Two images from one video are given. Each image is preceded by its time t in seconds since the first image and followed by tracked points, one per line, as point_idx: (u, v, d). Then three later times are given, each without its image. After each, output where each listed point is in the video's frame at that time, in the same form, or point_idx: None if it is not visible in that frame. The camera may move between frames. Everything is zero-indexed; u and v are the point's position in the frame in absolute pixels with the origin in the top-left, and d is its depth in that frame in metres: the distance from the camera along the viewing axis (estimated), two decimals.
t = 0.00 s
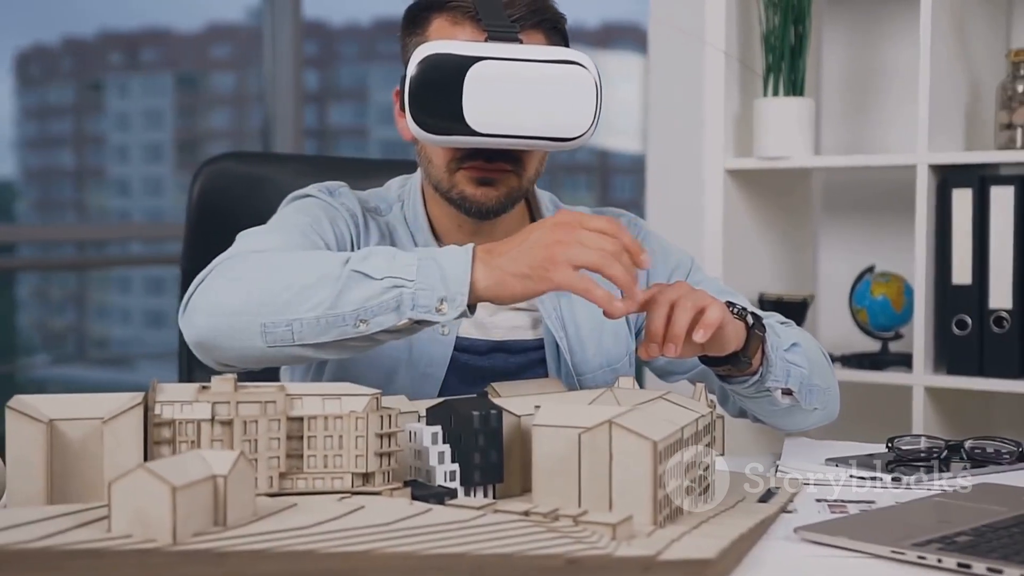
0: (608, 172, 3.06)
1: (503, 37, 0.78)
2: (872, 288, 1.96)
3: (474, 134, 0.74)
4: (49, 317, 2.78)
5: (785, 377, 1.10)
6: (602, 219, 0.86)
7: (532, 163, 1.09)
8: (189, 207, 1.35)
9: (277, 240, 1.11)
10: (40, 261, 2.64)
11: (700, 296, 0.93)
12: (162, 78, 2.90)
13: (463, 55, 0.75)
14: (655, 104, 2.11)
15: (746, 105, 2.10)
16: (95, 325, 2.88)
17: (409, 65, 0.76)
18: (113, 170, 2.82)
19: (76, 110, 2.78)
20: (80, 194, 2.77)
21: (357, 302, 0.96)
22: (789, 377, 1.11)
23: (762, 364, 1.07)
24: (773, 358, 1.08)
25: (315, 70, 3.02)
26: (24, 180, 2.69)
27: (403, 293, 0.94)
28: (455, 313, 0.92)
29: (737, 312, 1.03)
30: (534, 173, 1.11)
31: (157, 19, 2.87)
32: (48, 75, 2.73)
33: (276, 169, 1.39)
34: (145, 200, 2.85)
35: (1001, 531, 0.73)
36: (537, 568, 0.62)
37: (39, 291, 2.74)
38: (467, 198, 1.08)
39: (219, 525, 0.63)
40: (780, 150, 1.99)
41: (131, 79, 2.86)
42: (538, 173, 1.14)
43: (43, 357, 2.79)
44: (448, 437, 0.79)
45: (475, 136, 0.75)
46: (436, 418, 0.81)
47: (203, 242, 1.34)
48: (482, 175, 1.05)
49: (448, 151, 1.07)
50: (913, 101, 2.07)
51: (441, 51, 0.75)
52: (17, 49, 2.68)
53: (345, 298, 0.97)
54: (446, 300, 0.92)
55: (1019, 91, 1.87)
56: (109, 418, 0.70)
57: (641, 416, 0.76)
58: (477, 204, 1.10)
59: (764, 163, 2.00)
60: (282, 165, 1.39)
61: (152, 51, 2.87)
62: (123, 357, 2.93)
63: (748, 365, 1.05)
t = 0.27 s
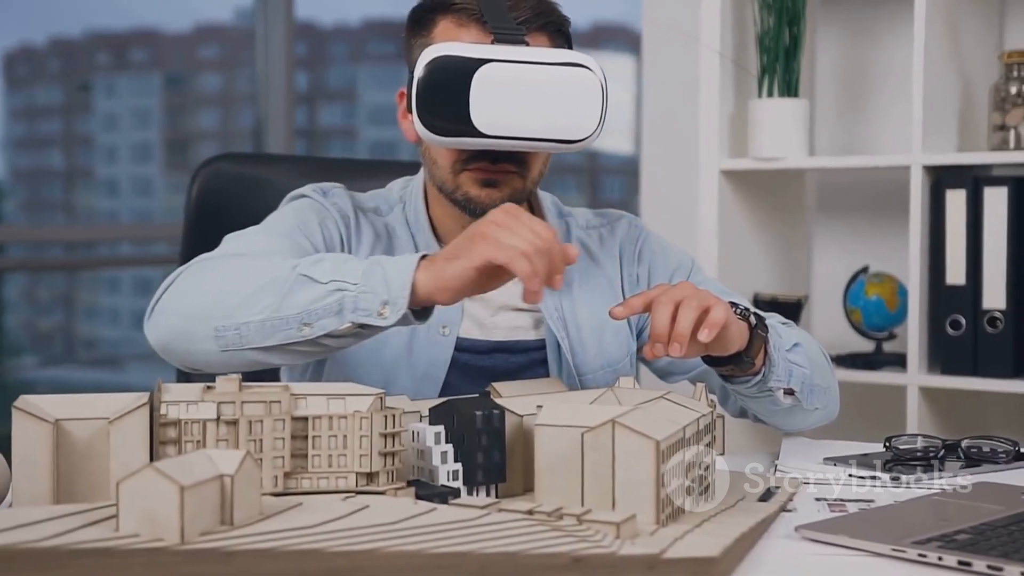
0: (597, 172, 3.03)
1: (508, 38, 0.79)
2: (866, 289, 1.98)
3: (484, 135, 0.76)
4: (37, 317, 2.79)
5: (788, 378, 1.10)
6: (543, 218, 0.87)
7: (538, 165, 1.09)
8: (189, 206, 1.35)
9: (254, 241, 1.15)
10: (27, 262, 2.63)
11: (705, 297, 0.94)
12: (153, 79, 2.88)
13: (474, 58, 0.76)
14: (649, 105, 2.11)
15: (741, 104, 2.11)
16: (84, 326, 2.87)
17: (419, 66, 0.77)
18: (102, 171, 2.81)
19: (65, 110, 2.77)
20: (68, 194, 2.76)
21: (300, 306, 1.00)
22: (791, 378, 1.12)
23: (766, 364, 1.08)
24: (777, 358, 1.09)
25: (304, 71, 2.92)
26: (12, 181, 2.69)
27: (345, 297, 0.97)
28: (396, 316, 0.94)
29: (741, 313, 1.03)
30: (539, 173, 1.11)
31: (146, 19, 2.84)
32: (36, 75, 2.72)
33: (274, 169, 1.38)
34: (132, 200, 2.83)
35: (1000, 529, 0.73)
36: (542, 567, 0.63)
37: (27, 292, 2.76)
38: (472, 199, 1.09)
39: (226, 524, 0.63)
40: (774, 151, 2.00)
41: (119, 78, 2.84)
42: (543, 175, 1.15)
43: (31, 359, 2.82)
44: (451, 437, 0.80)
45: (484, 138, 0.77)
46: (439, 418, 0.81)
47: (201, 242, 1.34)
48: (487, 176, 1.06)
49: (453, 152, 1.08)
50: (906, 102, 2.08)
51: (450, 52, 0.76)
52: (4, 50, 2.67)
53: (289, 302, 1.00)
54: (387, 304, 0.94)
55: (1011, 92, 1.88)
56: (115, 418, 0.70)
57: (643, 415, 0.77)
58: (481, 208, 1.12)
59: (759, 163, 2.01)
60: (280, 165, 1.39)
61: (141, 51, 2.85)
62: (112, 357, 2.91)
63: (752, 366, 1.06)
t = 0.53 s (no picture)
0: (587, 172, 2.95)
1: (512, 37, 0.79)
2: (861, 289, 1.98)
3: (489, 138, 0.77)
4: (25, 318, 2.77)
5: (787, 378, 1.12)
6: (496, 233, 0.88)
7: (540, 167, 1.10)
8: (187, 208, 1.34)
9: (236, 242, 1.18)
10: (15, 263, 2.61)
11: (705, 298, 0.95)
12: (141, 79, 2.83)
13: (480, 61, 0.76)
14: (643, 107, 2.12)
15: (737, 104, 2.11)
16: (72, 327, 2.83)
17: (425, 67, 0.77)
18: (92, 170, 2.78)
19: (53, 110, 2.75)
20: (56, 194, 2.74)
21: (260, 314, 1.03)
22: (791, 379, 1.13)
23: (766, 366, 1.09)
24: (776, 360, 1.10)
25: (294, 70, 2.87)
26: None
27: (303, 306, 0.99)
28: (352, 326, 0.95)
29: (741, 315, 1.04)
30: (541, 175, 1.12)
31: (137, 18, 2.79)
32: (24, 74, 2.71)
33: (273, 170, 1.39)
34: (122, 200, 2.80)
35: (999, 528, 0.74)
36: (549, 566, 0.63)
37: (15, 292, 2.75)
38: (475, 201, 1.10)
39: (234, 524, 0.64)
40: (770, 152, 2.01)
41: (107, 78, 2.80)
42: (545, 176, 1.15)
43: (20, 360, 2.79)
44: (455, 437, 0.80)
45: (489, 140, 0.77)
46: (443, 419, 0.82)
47: (199, 242, 1.34)
48: (490, 178, 1.06)
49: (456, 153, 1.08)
50: (899, 104, 2.09)
51: (454, 55, 0.76)
52: None
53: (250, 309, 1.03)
54: (343, 314, 0.95)
55: (1006, 94, 1.89)
56: (123, 418, 0.70)
57: (646, 415, 0.77)
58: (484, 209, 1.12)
59: (754, 164, 2.01)
60: (278, 167, 1.39)
61: (130, 51, 2.80)
62: (101, 358, 2.86)
63: (751, 367, 1.07)
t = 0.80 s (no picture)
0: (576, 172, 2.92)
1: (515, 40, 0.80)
2: (855, 290, 1.99)
3: (490, 140, 0.77)
4: (12, 317, 2.80)
5: (783, 380, 1.13)
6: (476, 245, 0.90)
7: (539, 168, 1.12)
8: (185, 211, 1.34)
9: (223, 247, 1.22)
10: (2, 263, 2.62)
11: (702, 301, 0.95)
12: (127, 79, 2.83)
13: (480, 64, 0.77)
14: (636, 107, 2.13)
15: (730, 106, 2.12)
16: (60, 327, 2.84)
17: (425, 69, 0.77)
18: (78, 169, 2.80)
19: (39, 109, 2.79)
20: (43, 194, 2.78)
21: (245, 320, 1.07)
22: (788, 380, 1.14)
23: (763, 367, 1.10)
24: (773, 361, 1.11)
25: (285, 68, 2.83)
26: None
27: (287, 313, 1.03)
28: (334, 333, 0.98)
29: (738, 317, 1.05)
30: (541, 177, 1.14)
31: (123, 17, 2.79)
32: (10, 74, 2.76)
33: (270, 171, 1.39)
34: (108, 200, 2.81)
35: (998, 527, 0.75)
36: (554, 566, 0.64)
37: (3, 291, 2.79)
38: (475, 203, 1.11)
39: (242, 525, 0.64)
40: (765, 153, 2.01)
41: (94, 77, 2.81)
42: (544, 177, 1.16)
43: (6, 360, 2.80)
44: (458, 438, 0.81)
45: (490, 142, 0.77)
46: (447, 419, 0.83)
47: (198, 242, 1.34)
48: (490, 180, 1.08)
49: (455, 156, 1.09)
50: (892, 105, 2.10)
51: (454, 58, 0.77)
52: None
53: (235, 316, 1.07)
54: (325, 321, 0.99)
55: (999, 95, 1.90)
56: (130, 419, 0.71)
57: (649, 416, 0.78)
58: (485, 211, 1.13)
59: (750, 165, 2.02)
60: (276, 168, 1.39)
61: (117, 50, 2.80)
62: (88, 359, 2.86)
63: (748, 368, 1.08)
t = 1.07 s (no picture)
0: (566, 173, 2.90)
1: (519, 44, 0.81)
2: (850, 291, 2.00)
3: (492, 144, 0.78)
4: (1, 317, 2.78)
5: (785, 378, 1.14)
6: (462, 252, 0.91)
7: (541, 170, 1.13)
8: (184, 212, 1.35)
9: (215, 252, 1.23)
10: None
11: (700, 302, 0.96)
12: (117, 79, 2.84)
13: (484, 68, 0.77)
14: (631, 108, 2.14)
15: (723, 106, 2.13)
16: (50, 327, 2.83)
17: (428, 73, 0.78)
18: (68, 169, 2.80)
19: (29, 109, 2.77)
20: (33, 193, 2.76)
21: (233, 326, 1.08)
22: (788, 378, 1.15)
23: (762, 366, 1.10)
24: (772, 359, 1.11)
25: (278, 68, 2.85)
26: None
27: (275, 318, 1.05)
28: (321, 339, 1.00)
29: (737, 317, 1.06)
30: (541, 180, 1.15)
31: (112, 16, 2.81)
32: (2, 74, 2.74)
33: (270, 172, 1.39)
34: (97, 201, 2.81)
35: (998, 526, 0.76)
36: (562, 565, 0.64)
37: None
38: (476, 207, 1.12)
39: (252, 525, 0.65)
40: (761, 155, 2.02)
41: (84, 77, 2.82)
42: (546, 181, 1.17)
43: None
44: (463, 439, 0.81)
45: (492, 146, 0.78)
46: (452, 420, 0.83)
47: (198, 243, 1.35)
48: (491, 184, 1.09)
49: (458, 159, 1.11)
50: (886, 107, 2.11)
51: (458, 61, 0.77)
52: None
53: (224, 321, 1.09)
54: (313, 327, 1.01)
55: (993, 97, 1.92)
56: (139, 421, 0.71)
57: (653, 417, 0.79)
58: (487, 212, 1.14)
59: (746, 167, 2.03)
60: (276, 169, 1.40)
61: (105, 50, 2.81)
62: (78, 360, 2.86)
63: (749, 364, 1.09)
